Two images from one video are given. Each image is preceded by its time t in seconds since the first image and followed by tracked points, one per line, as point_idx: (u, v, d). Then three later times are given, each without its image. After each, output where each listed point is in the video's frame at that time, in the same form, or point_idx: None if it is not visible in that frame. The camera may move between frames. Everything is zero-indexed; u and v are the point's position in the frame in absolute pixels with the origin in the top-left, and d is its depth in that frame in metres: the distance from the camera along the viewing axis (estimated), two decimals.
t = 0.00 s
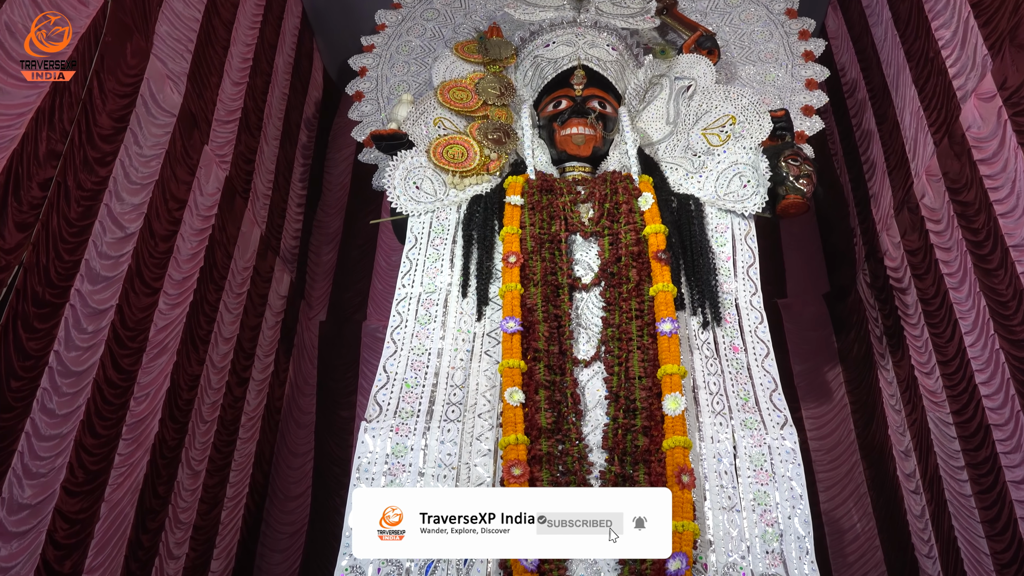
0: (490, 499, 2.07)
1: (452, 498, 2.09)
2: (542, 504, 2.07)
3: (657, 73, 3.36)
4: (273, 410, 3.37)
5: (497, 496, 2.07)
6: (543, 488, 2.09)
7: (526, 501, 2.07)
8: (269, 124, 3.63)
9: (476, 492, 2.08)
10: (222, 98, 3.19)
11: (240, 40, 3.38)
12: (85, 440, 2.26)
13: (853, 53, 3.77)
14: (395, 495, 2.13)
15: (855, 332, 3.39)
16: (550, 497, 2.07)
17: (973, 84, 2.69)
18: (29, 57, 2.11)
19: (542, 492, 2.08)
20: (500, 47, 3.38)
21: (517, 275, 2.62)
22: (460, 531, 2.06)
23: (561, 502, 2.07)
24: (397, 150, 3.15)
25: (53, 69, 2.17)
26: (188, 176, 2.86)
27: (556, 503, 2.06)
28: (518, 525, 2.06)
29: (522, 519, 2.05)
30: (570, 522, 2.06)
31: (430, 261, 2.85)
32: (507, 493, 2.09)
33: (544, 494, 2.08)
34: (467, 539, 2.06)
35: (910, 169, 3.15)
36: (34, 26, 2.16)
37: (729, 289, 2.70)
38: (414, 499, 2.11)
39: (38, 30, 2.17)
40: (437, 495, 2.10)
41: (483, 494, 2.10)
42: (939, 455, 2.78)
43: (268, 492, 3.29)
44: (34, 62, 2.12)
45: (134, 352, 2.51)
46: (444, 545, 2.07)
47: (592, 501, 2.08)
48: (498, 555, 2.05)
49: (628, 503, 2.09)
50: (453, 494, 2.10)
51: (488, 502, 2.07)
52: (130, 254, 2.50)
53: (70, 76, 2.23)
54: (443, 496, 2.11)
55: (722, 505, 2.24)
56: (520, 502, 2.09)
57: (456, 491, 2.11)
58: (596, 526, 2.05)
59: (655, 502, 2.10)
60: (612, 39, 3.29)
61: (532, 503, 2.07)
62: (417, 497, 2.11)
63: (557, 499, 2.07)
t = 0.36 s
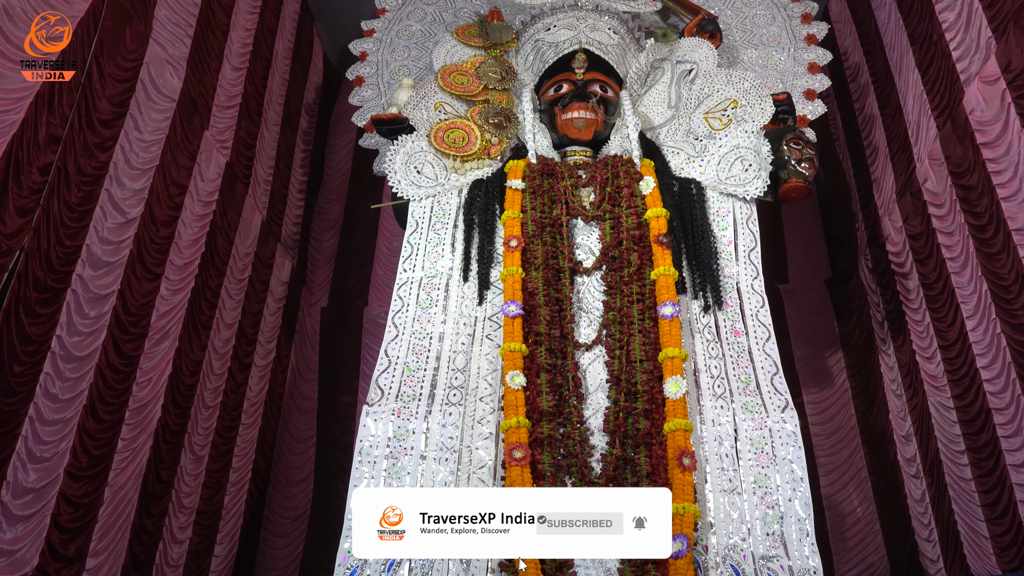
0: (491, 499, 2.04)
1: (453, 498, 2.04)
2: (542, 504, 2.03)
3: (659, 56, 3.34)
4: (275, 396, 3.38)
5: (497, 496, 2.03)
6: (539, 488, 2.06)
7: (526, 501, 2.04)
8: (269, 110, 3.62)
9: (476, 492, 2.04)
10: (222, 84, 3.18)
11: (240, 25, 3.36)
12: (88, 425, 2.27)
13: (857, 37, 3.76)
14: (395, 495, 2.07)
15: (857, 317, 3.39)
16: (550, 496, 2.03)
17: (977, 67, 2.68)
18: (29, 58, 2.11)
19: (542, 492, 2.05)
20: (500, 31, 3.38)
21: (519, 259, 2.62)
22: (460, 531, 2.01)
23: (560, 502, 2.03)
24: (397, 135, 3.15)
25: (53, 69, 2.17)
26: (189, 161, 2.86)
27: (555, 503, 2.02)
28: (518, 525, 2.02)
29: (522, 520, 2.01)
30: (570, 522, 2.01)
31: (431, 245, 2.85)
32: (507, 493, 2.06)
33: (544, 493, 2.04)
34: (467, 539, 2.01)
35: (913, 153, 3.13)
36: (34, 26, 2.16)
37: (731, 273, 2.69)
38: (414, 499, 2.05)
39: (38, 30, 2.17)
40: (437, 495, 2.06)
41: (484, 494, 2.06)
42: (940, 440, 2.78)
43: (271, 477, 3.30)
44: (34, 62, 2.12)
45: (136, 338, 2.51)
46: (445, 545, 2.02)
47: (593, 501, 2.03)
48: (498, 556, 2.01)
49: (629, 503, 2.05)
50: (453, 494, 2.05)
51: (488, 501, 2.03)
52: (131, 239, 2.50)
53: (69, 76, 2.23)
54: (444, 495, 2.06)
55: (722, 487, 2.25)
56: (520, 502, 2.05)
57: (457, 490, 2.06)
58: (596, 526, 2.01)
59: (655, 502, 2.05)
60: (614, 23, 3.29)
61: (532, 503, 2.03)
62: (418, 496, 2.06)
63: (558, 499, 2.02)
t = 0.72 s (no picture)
0: (490, 499, 2.01)
1: (452, 498, 2.02)
2: (542, 504, 2.01)
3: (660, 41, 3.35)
4: (277, 382, 3.39)
5: (496, 496, 2.01)
6: (541, 488, 2.03)
7: (526, 501, 2.01)
8: (269, 96, 3.61)
9: (475, 492, 2.01)
10: (222, 69, 3.17)
11: (239, 10, 3.35)
12: (91, 410, 2.28)
13: (859, 21, 3.74)
14: (395, 495, 2.04)
15: (857, 303, 3.40)
16: (549, 496, 2.00)
17: (980, 51, 2.67)
18: (29, 58, 2.10)
19: (543, 492, 2.02)
20: (501, 15, 3.38)
21: (519, 244, 2.62)
22: (460, 531, 1.99)
23: (560, 502, 2.00)
24: (398, 120, 3.15)
25: (53, 70, 2.16)
26: (189, 147, 2.85)
27: (555, 502, 1.99)
28: (518, 525, 1.99)
29: (522, 520, 1.99)
30: (570, 522, 1.98)
31: (432, 230, 2.84)
32: (507, 492, 2.03)
33: (544, 493, 2.02)
34: (467, 540, 1.99)
35: (914, 139, 3.13)
36: (34, 26, 2.15)
37: (731, 258, 2.69)
38: (414, 499, 2.03)
39: (37, 30, 2.15)
40: (437, 495, 2.03)
41: (483, 494, 2.03)
42: (940, 425, 2.79)
43: (273, 463, 3.31)
44: (35, 62, 2.11)
45: (138, 324, 2.51)
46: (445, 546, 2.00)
47: (592, 500, 2.00)
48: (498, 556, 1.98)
49: (629, 503, 2.01)
50: (452, 494, 2.03)
51: (488, 502, 2.01)
52: (132, 225, 2.50)
53: (70, 76, 2.23)
54: (443, 495, 2.03)
55: (722, 471, 2.25)
56: (520, 502, 2.02)
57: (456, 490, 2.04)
58: (596, 526, 1.97)
59: (655, 502, 2.03)
60: (615, 7, 3.27)
61: (532, 503, 2.01)
62: (417, 497, 2.03)
63: (558, 499, 1.99)
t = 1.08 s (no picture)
0: (490, 513, 1.98)
1: (452, 512, 1.98)
2: (541, 519, 1.98)
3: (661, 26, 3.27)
4: (279, 369, 3.40)
5: (496, 510, 1.97)
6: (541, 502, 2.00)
7: (526, 516, 1.97)
8: (269, 82, 3.60)
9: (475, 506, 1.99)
10: (222, 55, 3.15)
11: None
12: (93, 396, 2.29)
13: (862, 6, 3.72)
14: (395, 509, 2.00)
15: (859, 289, 3.40)
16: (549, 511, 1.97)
17: (983, 34, 2.65)
18: (31, 58, 2.08)
19: (543, 507, 1.99)
20: None
21: (520, 228, 2.61)
22: (460, 546, 1.95)
23: (561, 517, 1.97)
24: (399, 105, 3.14)
25: (53, 70, 2.15)
26: (189, 132, 2.85)
27: (555, 517, 1.96)
28: (518, 540, 1.96)
29: (521, 534, 1.96)
30: (571, 537, 1.95)
31: (432, 215, 2.84)
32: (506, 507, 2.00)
33: (544, 508, 1.98)
34: (467, 555, 1.95)
35: (917, 124, 3.11)
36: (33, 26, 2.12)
37: (732, 242, 2.68)
38: (414, 513, 1.98)
39: (37, 30, 2.13)
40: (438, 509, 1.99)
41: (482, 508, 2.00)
42: (940, 411, 2.80)
43: (276, 449, 3.32)
44: (35, 62, 2.09)
45: (139, 310, 2.52)
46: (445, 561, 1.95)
47: (591, 515, 1.96)
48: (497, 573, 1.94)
49: (628, 518, 1.97)
50: (452, 509, 1.99)
51: (488, 516, 1.97)
52: (133, 210, 2.50)
53: (69, 76, 2.22)
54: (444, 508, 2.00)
55: (723, 454, 2.26)
56: (520, 517, 1.99)
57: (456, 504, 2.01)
58: (596, 541, 1.94)
59: (654, 517, 2.00)
60: None
61: (532, 518, 1.97)
62: (418, 510, 1.99)
63: (558, 515, 1.96)
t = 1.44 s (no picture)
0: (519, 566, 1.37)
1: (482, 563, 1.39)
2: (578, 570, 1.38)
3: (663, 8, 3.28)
4: (281, 355, 3.40)
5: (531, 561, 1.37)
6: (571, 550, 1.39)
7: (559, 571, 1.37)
8: (269, 67, 3.59)
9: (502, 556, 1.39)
10: (221, 40, 3.14)
11: None
12: (96, 380, 2.29)
13: None
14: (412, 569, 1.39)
15: (859, 275, 3.40)
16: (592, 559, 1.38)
17: (986, 17, 2.63)
18: (30, 59, 2.07)
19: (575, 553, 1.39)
20: None
21: (521, 212, 2.62)
22: None
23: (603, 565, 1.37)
24: (399, 89, 3.12)
25: (53, 70, 2.14)
26: (188, 118, 2.84)
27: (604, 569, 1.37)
28: None
29: None
30: None
31: (432, 199, 2.84)
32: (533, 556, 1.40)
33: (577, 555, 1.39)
34: None
35: (919, 108, 3.10)
36: (34, 26, 2.11)
37: (733, 226, 2.68)
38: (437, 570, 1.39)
39: (38, 30, 2.12)
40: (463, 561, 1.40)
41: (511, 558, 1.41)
42: (941, 395, 2.80)
43: (278, 434, 3.34)
44: (34, 63, 2.09)
45: (141, 295, 2.52)
46: None
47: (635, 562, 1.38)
48: None
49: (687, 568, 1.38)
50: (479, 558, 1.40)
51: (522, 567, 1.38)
52: (134, 195, 2.50)
53: (70, 76, 2.20)
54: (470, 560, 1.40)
55: (723, 436, 2.27)
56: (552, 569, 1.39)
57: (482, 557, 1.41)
58: None
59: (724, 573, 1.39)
60: None
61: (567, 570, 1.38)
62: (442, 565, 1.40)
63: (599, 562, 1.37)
